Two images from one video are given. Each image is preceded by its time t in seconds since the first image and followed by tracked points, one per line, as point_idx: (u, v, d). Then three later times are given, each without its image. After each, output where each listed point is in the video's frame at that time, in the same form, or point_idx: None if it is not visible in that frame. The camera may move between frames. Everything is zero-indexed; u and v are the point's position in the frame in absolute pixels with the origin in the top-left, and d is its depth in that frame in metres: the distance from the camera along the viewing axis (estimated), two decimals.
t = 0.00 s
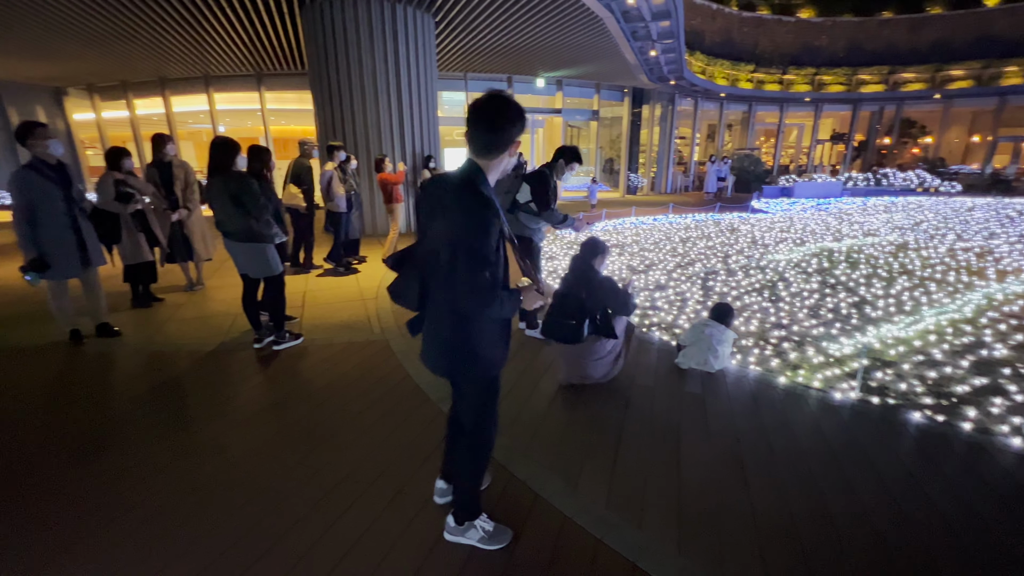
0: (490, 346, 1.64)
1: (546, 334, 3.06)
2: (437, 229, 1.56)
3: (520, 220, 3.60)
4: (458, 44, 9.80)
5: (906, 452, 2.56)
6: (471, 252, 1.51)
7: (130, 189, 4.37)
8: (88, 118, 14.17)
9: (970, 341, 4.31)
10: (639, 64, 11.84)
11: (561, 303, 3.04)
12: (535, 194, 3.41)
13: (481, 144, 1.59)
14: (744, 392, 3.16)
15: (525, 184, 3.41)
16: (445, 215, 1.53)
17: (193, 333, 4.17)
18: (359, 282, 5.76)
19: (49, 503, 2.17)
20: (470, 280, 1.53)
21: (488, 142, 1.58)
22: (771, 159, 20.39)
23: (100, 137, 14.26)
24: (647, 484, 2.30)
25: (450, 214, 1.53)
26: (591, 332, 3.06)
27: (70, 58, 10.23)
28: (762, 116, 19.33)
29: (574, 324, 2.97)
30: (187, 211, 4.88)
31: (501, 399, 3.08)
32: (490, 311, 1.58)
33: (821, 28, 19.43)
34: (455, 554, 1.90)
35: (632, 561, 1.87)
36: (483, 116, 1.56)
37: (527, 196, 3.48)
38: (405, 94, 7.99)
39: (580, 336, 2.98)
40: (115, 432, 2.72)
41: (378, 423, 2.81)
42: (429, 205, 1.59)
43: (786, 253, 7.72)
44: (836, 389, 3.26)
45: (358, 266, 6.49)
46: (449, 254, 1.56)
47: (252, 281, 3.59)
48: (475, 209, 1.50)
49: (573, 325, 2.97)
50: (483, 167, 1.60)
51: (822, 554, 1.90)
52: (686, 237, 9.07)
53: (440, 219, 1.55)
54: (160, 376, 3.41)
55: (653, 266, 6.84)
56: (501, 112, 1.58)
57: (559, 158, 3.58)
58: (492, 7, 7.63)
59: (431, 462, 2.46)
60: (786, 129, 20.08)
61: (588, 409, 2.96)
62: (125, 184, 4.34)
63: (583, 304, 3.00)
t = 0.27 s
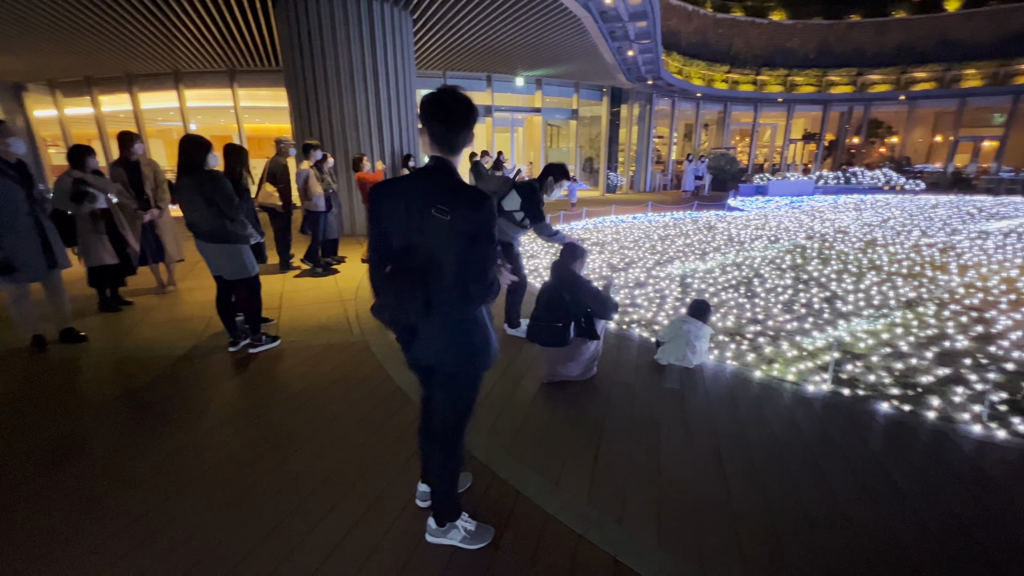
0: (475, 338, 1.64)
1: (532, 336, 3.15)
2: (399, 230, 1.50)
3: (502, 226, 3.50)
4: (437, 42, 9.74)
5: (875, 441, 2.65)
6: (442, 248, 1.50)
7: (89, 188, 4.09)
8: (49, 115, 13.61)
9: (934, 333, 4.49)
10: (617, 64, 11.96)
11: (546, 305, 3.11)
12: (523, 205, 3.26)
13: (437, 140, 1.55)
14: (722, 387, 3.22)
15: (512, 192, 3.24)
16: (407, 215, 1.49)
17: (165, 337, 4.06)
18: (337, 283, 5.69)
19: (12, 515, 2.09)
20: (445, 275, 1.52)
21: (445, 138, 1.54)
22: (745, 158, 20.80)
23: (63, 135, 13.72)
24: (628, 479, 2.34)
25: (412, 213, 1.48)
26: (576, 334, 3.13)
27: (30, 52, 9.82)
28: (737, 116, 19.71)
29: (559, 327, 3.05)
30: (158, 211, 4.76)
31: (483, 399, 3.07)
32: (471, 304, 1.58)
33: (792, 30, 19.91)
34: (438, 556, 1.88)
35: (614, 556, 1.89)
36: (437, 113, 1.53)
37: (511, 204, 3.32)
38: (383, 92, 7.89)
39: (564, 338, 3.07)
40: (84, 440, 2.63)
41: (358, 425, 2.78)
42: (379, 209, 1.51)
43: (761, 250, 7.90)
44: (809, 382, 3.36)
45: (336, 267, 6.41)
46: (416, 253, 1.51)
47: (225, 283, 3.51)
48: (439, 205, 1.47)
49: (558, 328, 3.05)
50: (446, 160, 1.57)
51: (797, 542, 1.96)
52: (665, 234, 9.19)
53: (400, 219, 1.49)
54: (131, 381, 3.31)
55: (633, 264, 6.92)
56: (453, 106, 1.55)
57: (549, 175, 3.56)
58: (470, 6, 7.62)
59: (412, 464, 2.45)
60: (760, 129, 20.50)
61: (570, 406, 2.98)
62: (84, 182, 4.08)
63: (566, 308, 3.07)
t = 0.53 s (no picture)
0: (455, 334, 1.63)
1: (517, 334, 3.10)
2: (372, 229, 1.49)
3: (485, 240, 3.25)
4: (415, 40, 9.65)
5: (845, 430, 2.74)
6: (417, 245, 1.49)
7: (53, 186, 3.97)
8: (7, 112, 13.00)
9: (901, 325, 4.65)
10: (595, 63, 12.04)
11: (529, 303, 3.09)
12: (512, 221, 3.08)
13: (405, 137, 1.52)
14: (700, 381, 3.28)
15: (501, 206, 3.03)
16: (377, 214, 1.48)
17: (134, 342, 3.93)
18: (314, 283, 5.60)
19: None
20: (422, 273, 1.51)
21: (413, 134, 1.51)
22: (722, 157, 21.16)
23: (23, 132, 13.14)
24: (609, 475, 2.36)
25: (383, 213, 1.47)
26: (559, 331, 3.13)
27: None
28: (713, 115, 20.02)
29: (545, 323, 3.03)
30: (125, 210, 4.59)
31: (465, 399, 3.05)
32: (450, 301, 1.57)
33: (765, 31, 20.34)
34: (420, 557, 1.88)
35: (595, 552, 1.90)
36: (401, 108, 1.49)
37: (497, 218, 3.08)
38: (360, 89, 7.79)
39: (549, 335, 3.06)
40: (49, 450, 2.54)
41: (338, 427, 2.75)
42: (349, 210, 1.51)
43: (737, 247, 8.06)
44: (783, 375, 3.45)
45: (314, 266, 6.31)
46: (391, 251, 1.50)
47: (196, 284, 3.41)
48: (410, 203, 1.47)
49: (544, 323, 3.03)
50: (416, 158, 1.54)
51: (773, 531, 2.01)
52: (644, 232, 9.29)
53: (372, 219, 1.49)
54: (99, 387, 3.20)
55: (613, 261, 6.97)
56: (418, 101, 1.50)
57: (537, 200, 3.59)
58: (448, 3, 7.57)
59: (392, 465, 2.43)
60: (736, 128, 20.88)
61: (551, 404, 3.00)
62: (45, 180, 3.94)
63: (551, 304, 3.08)
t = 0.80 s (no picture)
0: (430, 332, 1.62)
1: (498, 331, 3.08)
2: (344, 228, 1.47)
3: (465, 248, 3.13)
4: (392, 37, 9.53)
5: (817, 420, 2.82)
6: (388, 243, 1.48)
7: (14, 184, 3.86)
8: None
9: (869, 317, 4.82)
10: (573, 61, 12.08)
11: (509, 299, 3.05)
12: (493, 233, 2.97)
13: (376, 135, 1.51)
14: (677, 376, 3.33)
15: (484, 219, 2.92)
16: (346, 212, 1.46)
17: (100, 346, 3.80)
18: (290, 283, 5.49)
19: None
20: (397, 272, 1.50)
21: (384, 132, 1.50)
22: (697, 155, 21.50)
23: None
24: (589, 470, 2.38)
25: (353, 210, 1.45)
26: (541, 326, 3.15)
27: None
28: (689, 113, 20.31)
29: (527, 318, 3.03)
30: (88, 211, 4.43)
31: (445, 398, 3.04)
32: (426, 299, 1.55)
33: (739, 31, 20.76)
34: (401, 558, 1.86)
35: (576, 547, 1.92)
36: (373, 105, 1.47)
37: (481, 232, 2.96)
38: (335, 86, 7.67)
39: (530, 332, 3.07)
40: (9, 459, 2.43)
41: (316, 429, 2.71)
42: (323, 209, 1.49)
43: (712, 243, 8.20)
44: (757, 368, 3.53)
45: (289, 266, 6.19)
46: (364, 250, 1.48)
47: (165, 286, 3.32)
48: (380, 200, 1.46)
49: (525, 318, 3.03)
50: (389, 155, 1.52)
51: (749, 520, 2.05)
52: (622, 229, 9.38)
53: (342, 216, 1.47)
54: (64, 393, 3.08)
55: (592, 258, 7.02)
56: (387, 97, 1.48)
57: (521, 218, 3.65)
58: None
59: (372, 466, 2.41)
60: (711, 126, 21.22)
61: (531, 401, 3.01)
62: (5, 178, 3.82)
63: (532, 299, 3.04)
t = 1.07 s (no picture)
0: (402, 330, 1.60)
1: (478, 329, 3.06)
2: (317, 228, 1.45)
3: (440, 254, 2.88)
4: (368, 33, 9.40)
5: (791, 412, 2.89)
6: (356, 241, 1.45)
7: None
8: None
9: (839, 310, 4.95)
10: (551, 58, 12.10)
11: (489, 296, 3.00)
12: (474, 244, 2.85)
13: (344, 134, 1.49)
14: (656, 371, 3.37)
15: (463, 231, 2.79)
16: (313, 209, 1.43)
17: (65, 351, 3.66)
18: (265, 284, 5.39)
19: None
20: (371, 273, 1.48)
21: (353, 131, 1.47)
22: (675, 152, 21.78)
23: None
24: (570, 466, 2.39)
25: (321, 208, 1.42)
26: (521, 325, 3.14)
27: None
28: (666, 111, 20.57)
29: (508, 316, 3.01)
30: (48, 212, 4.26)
31: (425, 398, 3.02)
32: (396, 299, 1.53)
33: (714, 30, 21.14)
34: (381, 560, 1.84)
35: (558, 544, 1.93)
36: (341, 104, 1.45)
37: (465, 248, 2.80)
38: (310, 82, 7.52)
39: (511, 329, 3.07)
40: None
41: (294, 432, 2.67)
42: (294, 209, 1.46)
43: (690, 239, 8.33)
44: (734, 361, 3.60)
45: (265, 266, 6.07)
46: (337, 251, 1.45)
47: (133, 289, 3.21)
48: (345, 196, 1.43)
49: (505, 315, 3.01)
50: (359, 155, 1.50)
51: (726, 512, 2.09)
52: (601, 226, 9.45)
53: (314, 217, 1.44)
54: (26, 401, 2.96)
55: (572, 255, 7.06)
56: (354, 95, 1.45)
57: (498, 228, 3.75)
58: None
59: (352, 469, 2.38)
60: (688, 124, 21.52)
61: (511, 398, 3.01)
62: None
63: (513, 298, 3.02)
